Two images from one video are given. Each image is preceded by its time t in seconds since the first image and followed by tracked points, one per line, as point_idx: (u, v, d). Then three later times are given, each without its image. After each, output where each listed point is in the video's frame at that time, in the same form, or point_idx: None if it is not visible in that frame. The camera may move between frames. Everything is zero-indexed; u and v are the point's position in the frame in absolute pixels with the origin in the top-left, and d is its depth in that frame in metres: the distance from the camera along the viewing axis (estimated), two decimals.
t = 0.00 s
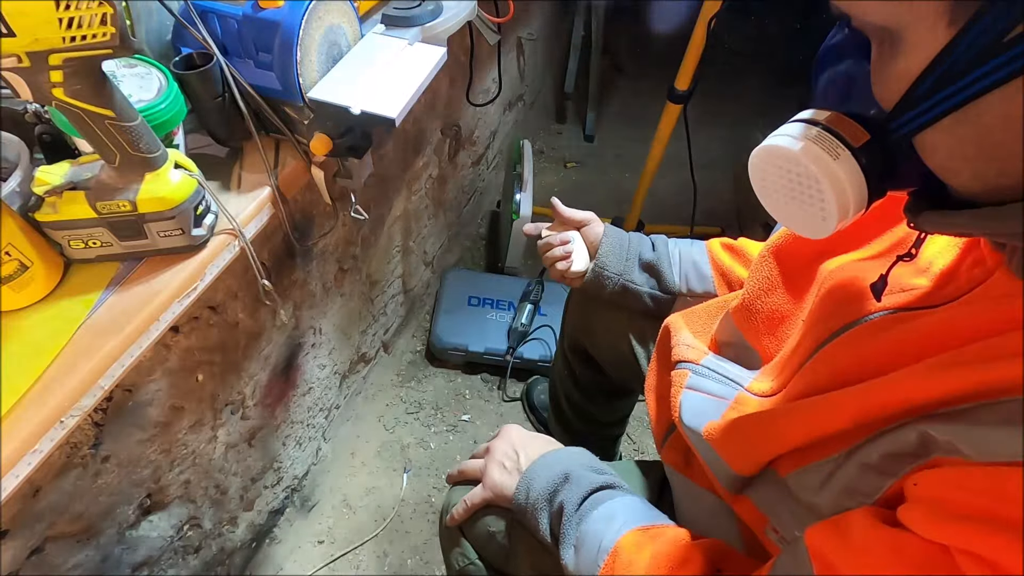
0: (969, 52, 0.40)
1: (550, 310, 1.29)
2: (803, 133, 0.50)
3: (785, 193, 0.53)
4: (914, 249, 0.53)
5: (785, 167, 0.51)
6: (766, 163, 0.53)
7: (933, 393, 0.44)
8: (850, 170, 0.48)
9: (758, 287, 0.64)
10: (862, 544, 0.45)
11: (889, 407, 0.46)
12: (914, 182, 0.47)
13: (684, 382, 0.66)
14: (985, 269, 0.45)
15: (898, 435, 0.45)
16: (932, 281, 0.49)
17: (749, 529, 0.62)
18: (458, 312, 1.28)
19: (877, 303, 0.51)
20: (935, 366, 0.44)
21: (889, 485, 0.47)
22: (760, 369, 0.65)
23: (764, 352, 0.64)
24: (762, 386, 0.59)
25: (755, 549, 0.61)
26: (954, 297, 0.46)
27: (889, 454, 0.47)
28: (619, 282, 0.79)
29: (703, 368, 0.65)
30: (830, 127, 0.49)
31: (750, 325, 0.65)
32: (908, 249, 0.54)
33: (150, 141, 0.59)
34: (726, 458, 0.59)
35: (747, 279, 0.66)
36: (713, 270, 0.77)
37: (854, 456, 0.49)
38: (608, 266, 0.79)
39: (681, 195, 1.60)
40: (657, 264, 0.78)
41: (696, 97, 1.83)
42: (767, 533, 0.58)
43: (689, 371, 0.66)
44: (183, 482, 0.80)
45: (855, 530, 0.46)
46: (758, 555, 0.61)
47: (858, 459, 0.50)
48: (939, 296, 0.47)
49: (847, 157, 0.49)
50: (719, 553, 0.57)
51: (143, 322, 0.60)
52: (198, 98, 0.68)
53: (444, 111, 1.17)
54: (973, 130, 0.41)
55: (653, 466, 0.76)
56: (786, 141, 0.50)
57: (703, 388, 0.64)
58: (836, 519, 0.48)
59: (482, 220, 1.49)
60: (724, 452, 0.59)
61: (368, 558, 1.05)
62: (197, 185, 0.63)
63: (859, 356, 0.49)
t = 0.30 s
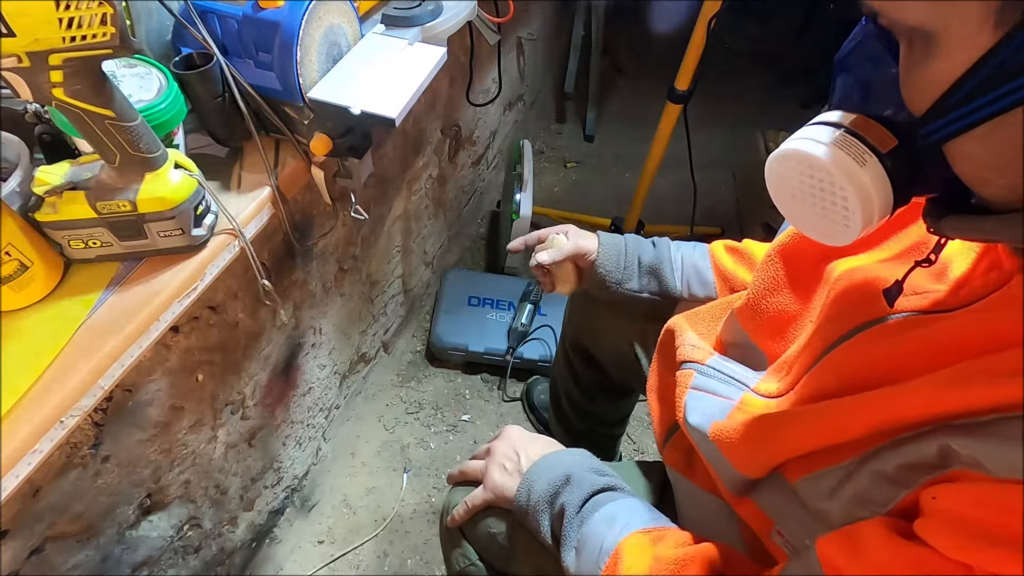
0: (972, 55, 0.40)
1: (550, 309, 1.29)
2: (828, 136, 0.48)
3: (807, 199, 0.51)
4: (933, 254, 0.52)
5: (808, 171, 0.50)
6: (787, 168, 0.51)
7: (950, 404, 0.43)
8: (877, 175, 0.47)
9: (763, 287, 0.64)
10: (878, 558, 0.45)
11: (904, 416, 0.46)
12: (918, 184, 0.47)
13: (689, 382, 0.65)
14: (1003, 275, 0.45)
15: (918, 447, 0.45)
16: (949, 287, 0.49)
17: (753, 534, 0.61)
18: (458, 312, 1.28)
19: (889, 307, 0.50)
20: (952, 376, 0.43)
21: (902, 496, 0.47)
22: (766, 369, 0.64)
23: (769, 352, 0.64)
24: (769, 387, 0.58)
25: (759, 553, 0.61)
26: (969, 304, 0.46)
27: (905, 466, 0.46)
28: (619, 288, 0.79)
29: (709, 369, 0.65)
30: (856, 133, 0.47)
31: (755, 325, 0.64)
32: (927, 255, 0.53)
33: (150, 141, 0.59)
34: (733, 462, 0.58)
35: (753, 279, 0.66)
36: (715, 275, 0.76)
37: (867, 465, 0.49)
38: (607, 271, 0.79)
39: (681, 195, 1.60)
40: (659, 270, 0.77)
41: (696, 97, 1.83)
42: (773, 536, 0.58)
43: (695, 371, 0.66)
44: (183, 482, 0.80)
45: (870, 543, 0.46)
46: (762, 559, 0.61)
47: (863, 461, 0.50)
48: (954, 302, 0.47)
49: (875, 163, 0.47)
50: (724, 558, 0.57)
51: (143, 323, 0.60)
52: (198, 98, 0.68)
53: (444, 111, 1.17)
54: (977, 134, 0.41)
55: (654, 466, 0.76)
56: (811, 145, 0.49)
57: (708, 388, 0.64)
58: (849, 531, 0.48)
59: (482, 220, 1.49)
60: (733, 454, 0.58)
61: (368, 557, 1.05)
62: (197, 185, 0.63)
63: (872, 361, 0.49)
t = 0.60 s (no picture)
0: (976, 56, 0.40)
1: (550, 310, 1.29)
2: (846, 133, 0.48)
3: (823, 197, 0.51)
4: (950, 255, 0.50)
5: (823, 170, 0.50)
6: (803, 165, 0.51)
7: (961, 416, 0.43)
8: (893, 175, 0.47)
9: (768, 286, 0.63)
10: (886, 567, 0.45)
11: (913, 425, 0.46)
12: (922, 185, 0.47)
13: (693, 382, 0.65)
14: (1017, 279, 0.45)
15: (931, 457, 0.45)
16: (962, 289, 0.48)
17: (755, 535, 0.62)
18: (458, 312, 1.28)
19: (899, 310, 0.50)
20: (964, 385, 0.43)
21: (913, 505, 0.47)
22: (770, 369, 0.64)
23: (774, 352, 0.63)
24: (774, 388, 0.59)
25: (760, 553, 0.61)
26: (980, 309, 0.45)
27: (916, 474, 0.46)
28: (625, 278, 0.78)
29: (713, 369, 0.65)
30: (874, 132, 0.47)
31: (759, 326, 0.64)
32: (943, 254, 0.52)
33: (150, 141, 0.59)
34: (738, 463, 0.58)
35: (758, 277, 0.66)
36: (722, 271, 0.76)
37: (877, 473, 0.49)
38: (615, 260, 0.78)
39: (681, 195, 1.60)
40: (666, 262, 0.77)
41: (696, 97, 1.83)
42: (775, 537, 0.58)
43: (698, 371, 0.66)
44: (183, 482, 0.80)
45: (879, 552, 0.46)
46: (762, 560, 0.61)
47: (869, 464, 0.50)
48: (964, 307, 0.47)
49: (892, 164, 0.47)
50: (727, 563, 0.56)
51: (143, 323, 0.60)
52: (198, 98, 0.68)
53: (444, 111, 1.17)
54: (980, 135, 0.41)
55: (655, 467, 0.76)
56: (827, 143, 0.49)
57: (712, 389, 0.63)
58: (859, 540, 0.48)
59: (482, 220, 1.49)
60: (736, 456, 0.58)
61: (369, 557, 1.05)
62: (197, 185, 0.63)
63: (882, 366, 0.49)
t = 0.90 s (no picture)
0: (976, 56, 0.40)
1: (550, 309, 1.29)
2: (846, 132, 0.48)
3: (819, 195, 0.51)
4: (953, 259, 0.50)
5: (820, 169, 0.49)
6: (801, 163, 0.51)
7: (964, 421, 0.43)
8: (892, 179, 0.47)
9: (770, 286, 0.63)
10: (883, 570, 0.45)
11: (915, 430, 0.46)
12: (922, 185, 0.47)
13: (693, 383, 0.65)
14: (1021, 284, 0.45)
15: (933, 463, 0.45)
16: (966, 293, 0.48)
17: (755, 535, 0.62)
18: (458, 312, 1.28)
19: (899, 311, 0.50)
20: (967, 391, 0.43)
21: (913, 511, 0.47)
22: (771, 370, 0.64)
23: (775, 351, 0.63)
24: (776, 389, 0.59)
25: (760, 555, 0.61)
26: (984, 314, 0.45)
27: (917, 481, 0.47)
28: (635, 263, 0.79)
29: (714, 369, 0.65)
30: (876, 134, 0.47)
31: (761, 326, 0.64)
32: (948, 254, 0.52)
33: (151, 141, 0.59)
34: (739, 465, 0.58)
35: (760, 277, 0.65)
36: (727, 262, 0.77)
37: (877, 478, 0.49)
38: (626, 243, 0.79)
39: (681, 195, 1.60)
40: (673, 251, 0.78)
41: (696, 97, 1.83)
42: (776, 539, 0.58)
43: (699, 372, 0.65)
44: (183, 482, 0.80)
45: (878, 557, 0.46)
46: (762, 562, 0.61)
47: (870, 468, 0.49)
48: (967, 313, 0.47)
49: (890, 166, 0.47)
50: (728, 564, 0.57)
51: (144, 322, 0.60)
52: (198, 98, 0.68)
53: (444, 111, 1.17)
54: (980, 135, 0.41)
55: (655, 467, 0.76)
56: (826, 144, 0.48)
57: (713, 389, 0.64)
58: (857, 544, 0.48)
59: (482, 220, 1.49)
60: (737, 458, 0.58)
61: (369, 558, 1.05)
62: (197, 185, 0.63)
63: (884, 369, 0.49)
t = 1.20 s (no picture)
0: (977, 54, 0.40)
1: (550, 309, 1.29)
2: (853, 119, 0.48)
3: (826, 184, 0.51)
4: (954, 257, 0.51)
5: (827, 158, 0.49)
6: (808, 151, 0.51)
7: (966, 421, 0.43)
8: (898, 168, 0.46)
9: (773, 285, 0.63)
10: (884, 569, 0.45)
11: (917, 429, 0.46)
12: (923, 183, 0.47)
13: (694, 381, 0.65)
14: None
15: (934, 462, 0.45)
16: (970, 293, 0.48)
17: (754, 534, 0.61)
18: (458, 312, 1.28)
19: (902, 310, 0.50)
20: (970, 390, 0.43)
21: (914, 509, 0.47)
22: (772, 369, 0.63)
23: (777, 350, 0.63)
24: (777, 387, 0.59)
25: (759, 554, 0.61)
26: (987, 315, 0.45)
27: (918, 479, 0.46)
28: (632, 260, 0.80)
29: (714, 368, 0.65)
30: (885, 123, 0.47)
31: (764, 326, 0.64)
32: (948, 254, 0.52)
33: (151, 141, 0.59)
34: (739, 464, 0.58)
35: (762, 275, 0.65)
36: (720, 259, 0.77)
37: (879, 477, 0.49)
38: (624, 240, 0.81)
39: (681, 195, 1.60)
40: (668, 248, 0.80)
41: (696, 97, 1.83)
42: (776, 539, 0.58)
43: (700, 370, 0.65)
44: (183, 482, 0.80)
45: (879, 556, 0.46)
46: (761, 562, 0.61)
47: (871, 466, 0.49)
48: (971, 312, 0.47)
49: (898, 155, 0.46)
50: (727, 562, 0.57)
51: (143, 322, 0.60)
52: (198, 98, 0.68)
53: (444, 111, 1.17)
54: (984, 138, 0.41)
55: (655, 466, 0.76)
56: (832, 131, 0.48)
57: (713, 388, 0.63)
58: (857, 542, 0.48)
59: (482, 220, 1.49)
60: (738, 457, 0.58)
61: (369, 557, 1.05)
62: (197, 185, 0.63)
63: (887, 368, 0.49)
